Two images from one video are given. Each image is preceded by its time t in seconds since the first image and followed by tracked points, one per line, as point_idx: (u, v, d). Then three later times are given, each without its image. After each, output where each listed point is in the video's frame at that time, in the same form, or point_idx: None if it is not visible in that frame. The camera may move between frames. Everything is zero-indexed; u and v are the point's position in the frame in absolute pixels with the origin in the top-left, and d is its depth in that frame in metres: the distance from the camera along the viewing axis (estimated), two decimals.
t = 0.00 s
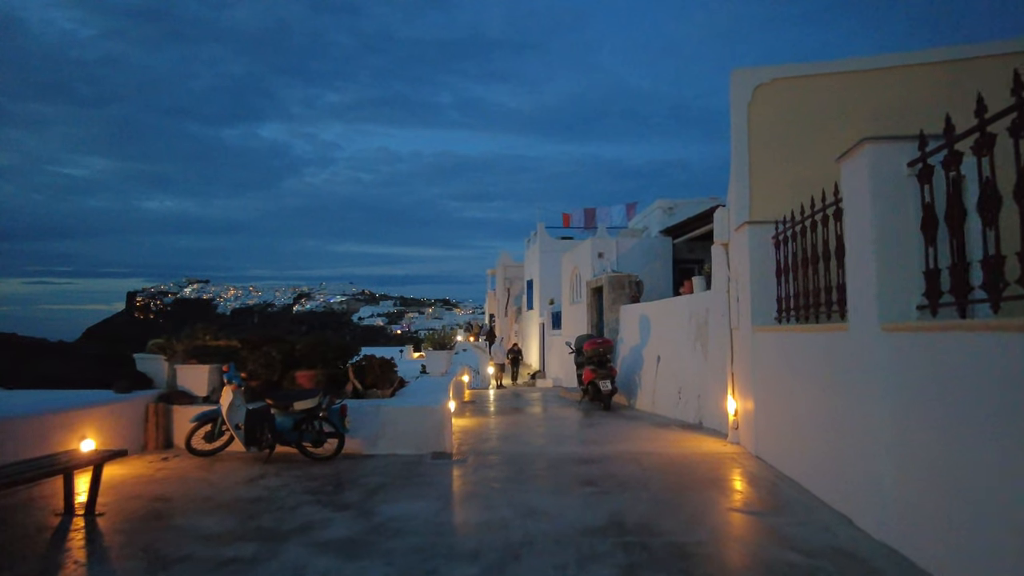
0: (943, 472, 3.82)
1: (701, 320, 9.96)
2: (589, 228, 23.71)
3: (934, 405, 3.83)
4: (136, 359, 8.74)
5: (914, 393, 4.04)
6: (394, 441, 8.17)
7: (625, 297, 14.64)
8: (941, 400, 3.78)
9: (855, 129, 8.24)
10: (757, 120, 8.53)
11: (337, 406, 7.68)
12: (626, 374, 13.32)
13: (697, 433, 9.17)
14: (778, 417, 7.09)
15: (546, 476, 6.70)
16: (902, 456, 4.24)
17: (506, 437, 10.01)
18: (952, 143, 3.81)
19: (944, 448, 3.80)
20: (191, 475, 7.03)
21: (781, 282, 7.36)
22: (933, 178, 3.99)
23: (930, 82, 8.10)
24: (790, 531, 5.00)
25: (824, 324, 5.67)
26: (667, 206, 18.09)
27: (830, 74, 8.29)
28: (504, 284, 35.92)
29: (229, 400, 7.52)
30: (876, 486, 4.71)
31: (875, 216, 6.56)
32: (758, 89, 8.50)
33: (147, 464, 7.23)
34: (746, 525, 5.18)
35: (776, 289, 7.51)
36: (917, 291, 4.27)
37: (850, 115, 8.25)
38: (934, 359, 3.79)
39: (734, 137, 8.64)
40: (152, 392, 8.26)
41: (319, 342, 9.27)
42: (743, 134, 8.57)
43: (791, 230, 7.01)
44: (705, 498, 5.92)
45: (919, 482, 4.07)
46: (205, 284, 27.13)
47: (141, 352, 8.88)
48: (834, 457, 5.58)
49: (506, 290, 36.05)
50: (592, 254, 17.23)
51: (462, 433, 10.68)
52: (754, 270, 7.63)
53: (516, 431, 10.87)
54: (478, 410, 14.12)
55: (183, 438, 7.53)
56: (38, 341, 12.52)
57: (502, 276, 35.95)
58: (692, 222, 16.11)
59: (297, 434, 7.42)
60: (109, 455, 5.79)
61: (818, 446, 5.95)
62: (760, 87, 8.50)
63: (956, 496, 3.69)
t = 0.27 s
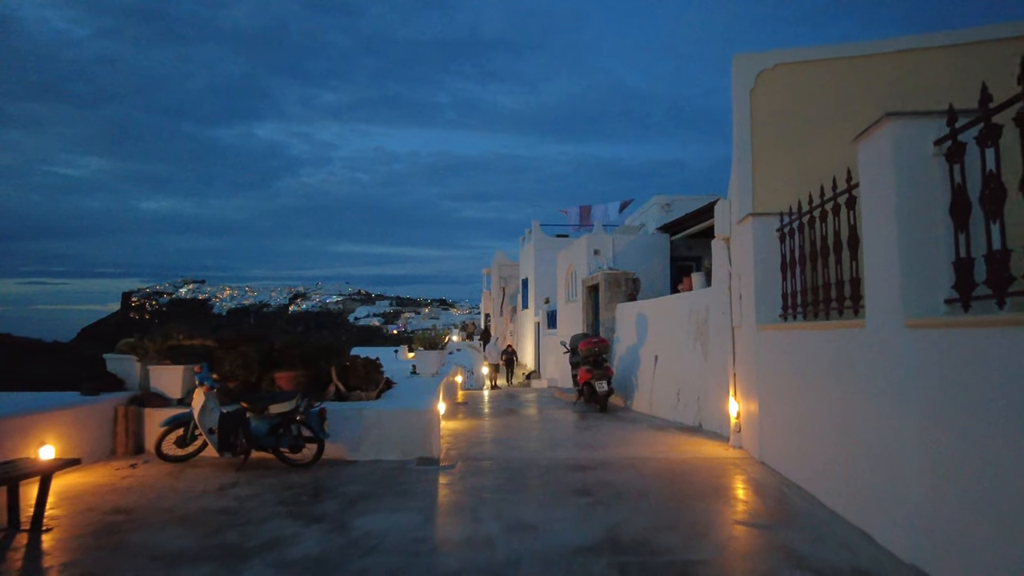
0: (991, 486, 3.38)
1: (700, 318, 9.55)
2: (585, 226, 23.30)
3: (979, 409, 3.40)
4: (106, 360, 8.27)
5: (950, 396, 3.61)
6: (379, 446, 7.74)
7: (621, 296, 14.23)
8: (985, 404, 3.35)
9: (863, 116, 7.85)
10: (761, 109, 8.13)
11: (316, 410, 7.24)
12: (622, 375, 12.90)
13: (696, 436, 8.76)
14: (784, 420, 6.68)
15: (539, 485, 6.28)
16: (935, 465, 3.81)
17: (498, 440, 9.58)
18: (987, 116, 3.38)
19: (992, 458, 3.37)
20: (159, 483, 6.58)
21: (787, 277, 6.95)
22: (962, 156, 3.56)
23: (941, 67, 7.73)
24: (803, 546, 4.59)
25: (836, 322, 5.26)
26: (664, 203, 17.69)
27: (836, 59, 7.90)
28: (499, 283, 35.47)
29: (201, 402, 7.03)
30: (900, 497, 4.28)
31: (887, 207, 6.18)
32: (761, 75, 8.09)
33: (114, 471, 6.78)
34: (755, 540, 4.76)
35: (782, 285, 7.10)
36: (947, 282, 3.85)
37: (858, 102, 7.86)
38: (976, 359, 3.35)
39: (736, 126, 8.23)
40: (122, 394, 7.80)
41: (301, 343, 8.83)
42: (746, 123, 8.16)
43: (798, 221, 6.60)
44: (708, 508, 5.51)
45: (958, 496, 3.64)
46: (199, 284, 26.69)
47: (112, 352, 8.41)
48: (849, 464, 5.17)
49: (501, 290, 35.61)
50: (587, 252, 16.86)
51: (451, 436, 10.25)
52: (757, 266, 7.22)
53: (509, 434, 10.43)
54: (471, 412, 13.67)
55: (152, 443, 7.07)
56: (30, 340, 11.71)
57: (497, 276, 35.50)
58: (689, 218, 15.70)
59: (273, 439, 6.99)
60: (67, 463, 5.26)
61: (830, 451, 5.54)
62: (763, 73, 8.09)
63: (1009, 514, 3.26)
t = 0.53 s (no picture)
0: None
1: (701, 319, 9.14)
2: (581, 225, 22.89)
3: (1023, 419, 2.99)
4: (75, 364, 7.83)
5: (986, 405, 3.21)
6: (361, 455, 7.33)
7: (618, 296, 13.80)
8: None
9: (871, 106, 7.47)
10: (764, 98, 7.69)
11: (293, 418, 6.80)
12: (619, 378, 12.48)
13: (697, 443, 8.33)
14: (792, 427, 6.27)
15: (530, 499, 5.84)
16: (965, 483, 3.41)
17: (489, 448, 9.13)
18: None
19: None
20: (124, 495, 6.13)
21: (794, 275, 6.55)
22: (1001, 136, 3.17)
23: (953, 55, 7.35)
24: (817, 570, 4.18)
25: (851, 323, 4.86)
26: (662, 201, 17.27)
27: (843, 46, 7.49)
28: (495, 284, 35.05)
29: (170, 409, 6.58)
30: (924, 516, 3.88)
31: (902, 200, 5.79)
32: (765, 63, 7.66)
33: (76, 484, 6.32)
34: (766, 564, 4.33)
35: (789, 284, 6.70)
36: (984, 279, 3.43)
37: (865, 91, 7.47)
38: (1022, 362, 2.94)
39: (739, 117, 7.78)
40: (89, 401, 7.34)
41: (281, 346, 8.40)
42: (749, 114, 7.72)
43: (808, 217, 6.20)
44: (712, 525, 5.09)
45: (994, 518, 3.24)
46: (194, 286, 26.15)
47: (80, 356, 7.94)
48: (864, 477, 4.76)
49: (497, 290, 35.18)
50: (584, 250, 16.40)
51: (441, 443, 9.80)
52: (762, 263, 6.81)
53: (501, 440, 10.00)
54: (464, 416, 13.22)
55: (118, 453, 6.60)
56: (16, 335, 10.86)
57: (492, 276, 35.07)
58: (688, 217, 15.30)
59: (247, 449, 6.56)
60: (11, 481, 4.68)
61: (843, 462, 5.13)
62: (767, 61, 7.66)
63: None
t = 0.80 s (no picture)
0: None
1: (703, 316, 8.74)
2: (578, 223, 22.49)
3: None
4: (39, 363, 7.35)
5: None
6: (344, 460, 6.91)
7: (617, 294, 13.37)
8: None
9: (882, 91, 7.10)
10: (771, 83, 7.27)
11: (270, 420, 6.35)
12: (617, 378, 12.08)
13: (699, 446, 7.91)
14: (803, 430, 5.85)
15: (523, 509, 5.41)
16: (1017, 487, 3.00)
17: (482, 451, 8.70)
18: None
19: None
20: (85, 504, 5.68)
21: (804, 269, 6.15)
22: None
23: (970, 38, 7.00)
24: None
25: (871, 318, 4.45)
26: (661, 197, 16.86)
27: (854, 28, 7.10)
28: (491, 283, 34.63)
29: (137, 411, 6.09)
30: (958, 528, 3.46)
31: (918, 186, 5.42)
32: (771, 45, 7.25)
33: (34, 492, 5.87)
34: None
35: (799, 278, 6.28)
36: None
37: (874, 75, 7.11)
38: None
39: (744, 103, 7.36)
40: (54, 402, 6.88)
41: (258, 345, 7.98)
42: (755, 99, 7.30)
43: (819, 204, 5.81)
44: (720, 539, 4.66)
45: None
46: (189, 286, 25.77)
47: (45, 355, 7.47)
48: (885, 485, 4.35)
49: (493, 290, 34.77)
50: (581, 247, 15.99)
51: (431, 446, 9.36)
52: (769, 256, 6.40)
53: (495, 442, 9.58)
54: (457, 417, 12.78)
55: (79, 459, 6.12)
56: None
57: (489, 275, 34.65)
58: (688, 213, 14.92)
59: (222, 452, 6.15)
60: None
61: (860, 469, 4.72)
62: (773, 43, 7.25)
63: None
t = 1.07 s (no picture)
0: None
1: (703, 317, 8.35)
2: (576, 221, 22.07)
3: None
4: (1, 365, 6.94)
5: None
6: (322, 470, 6.51)
7: (614, 293, 12.98)
8: None
9: (890, 80, 6.76)
10: (778, 69, 6.85)
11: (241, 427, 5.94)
12: (614, 380, 11.68)
13: (699, 453, 7.52)
14: (811, 438, 5.46)
15: (512, 524, 5.01)
16: None
17: (472, 457, 8.29)
18: None
19: None
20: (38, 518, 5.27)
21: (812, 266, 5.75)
22: None
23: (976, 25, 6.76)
24: None
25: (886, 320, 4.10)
26: (660, 194, 16.46)
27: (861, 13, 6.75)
28: (488, 283, 34.21)
29: (98, 418, 5.63)
30: (1005, 545, 3.08)
31: (939, 176, 4.99)
32: (776, 29, 6.84)
33: None
34: None
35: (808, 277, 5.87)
36: None
37: (882, 63, 6.76)
38: None
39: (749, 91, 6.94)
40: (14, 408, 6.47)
41: (236, 345, 7.62)
42: (760, 87, 6.88)
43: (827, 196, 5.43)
44: (724, 560, 4.27)
45: None
46: (189, 287, 25.49)
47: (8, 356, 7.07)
48: (907, 498, 3.95)
49: (490, 289, 34.36)
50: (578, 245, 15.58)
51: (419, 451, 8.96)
52: (775, 252, 5.99)
53: (486, 448, 9.17)
54: (449, 421, 12.38)
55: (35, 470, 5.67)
56: None
57: (486, 274, 34.23)
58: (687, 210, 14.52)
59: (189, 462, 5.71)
60: None
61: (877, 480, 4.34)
62: (779, 28, 6.85)
63: None
